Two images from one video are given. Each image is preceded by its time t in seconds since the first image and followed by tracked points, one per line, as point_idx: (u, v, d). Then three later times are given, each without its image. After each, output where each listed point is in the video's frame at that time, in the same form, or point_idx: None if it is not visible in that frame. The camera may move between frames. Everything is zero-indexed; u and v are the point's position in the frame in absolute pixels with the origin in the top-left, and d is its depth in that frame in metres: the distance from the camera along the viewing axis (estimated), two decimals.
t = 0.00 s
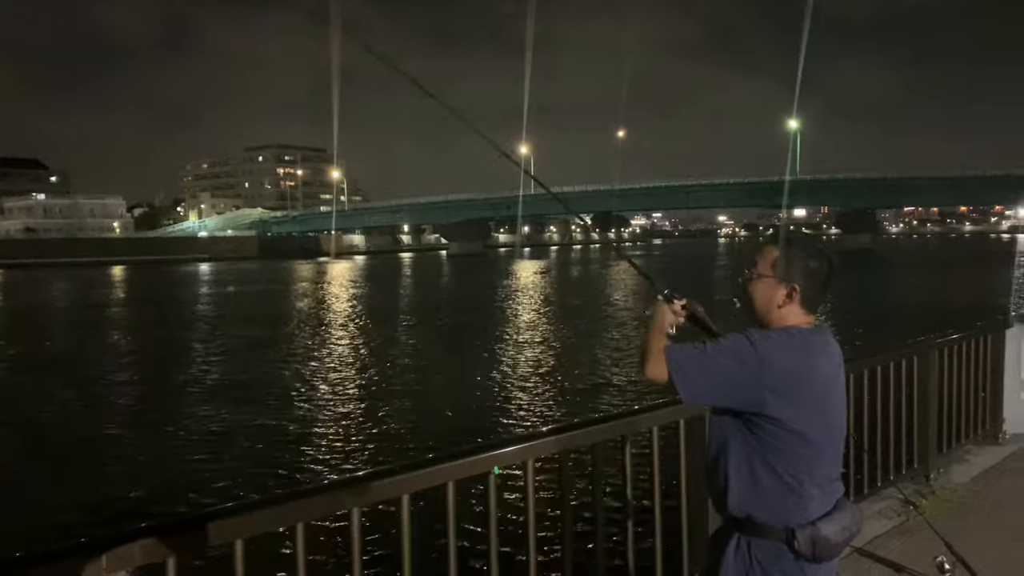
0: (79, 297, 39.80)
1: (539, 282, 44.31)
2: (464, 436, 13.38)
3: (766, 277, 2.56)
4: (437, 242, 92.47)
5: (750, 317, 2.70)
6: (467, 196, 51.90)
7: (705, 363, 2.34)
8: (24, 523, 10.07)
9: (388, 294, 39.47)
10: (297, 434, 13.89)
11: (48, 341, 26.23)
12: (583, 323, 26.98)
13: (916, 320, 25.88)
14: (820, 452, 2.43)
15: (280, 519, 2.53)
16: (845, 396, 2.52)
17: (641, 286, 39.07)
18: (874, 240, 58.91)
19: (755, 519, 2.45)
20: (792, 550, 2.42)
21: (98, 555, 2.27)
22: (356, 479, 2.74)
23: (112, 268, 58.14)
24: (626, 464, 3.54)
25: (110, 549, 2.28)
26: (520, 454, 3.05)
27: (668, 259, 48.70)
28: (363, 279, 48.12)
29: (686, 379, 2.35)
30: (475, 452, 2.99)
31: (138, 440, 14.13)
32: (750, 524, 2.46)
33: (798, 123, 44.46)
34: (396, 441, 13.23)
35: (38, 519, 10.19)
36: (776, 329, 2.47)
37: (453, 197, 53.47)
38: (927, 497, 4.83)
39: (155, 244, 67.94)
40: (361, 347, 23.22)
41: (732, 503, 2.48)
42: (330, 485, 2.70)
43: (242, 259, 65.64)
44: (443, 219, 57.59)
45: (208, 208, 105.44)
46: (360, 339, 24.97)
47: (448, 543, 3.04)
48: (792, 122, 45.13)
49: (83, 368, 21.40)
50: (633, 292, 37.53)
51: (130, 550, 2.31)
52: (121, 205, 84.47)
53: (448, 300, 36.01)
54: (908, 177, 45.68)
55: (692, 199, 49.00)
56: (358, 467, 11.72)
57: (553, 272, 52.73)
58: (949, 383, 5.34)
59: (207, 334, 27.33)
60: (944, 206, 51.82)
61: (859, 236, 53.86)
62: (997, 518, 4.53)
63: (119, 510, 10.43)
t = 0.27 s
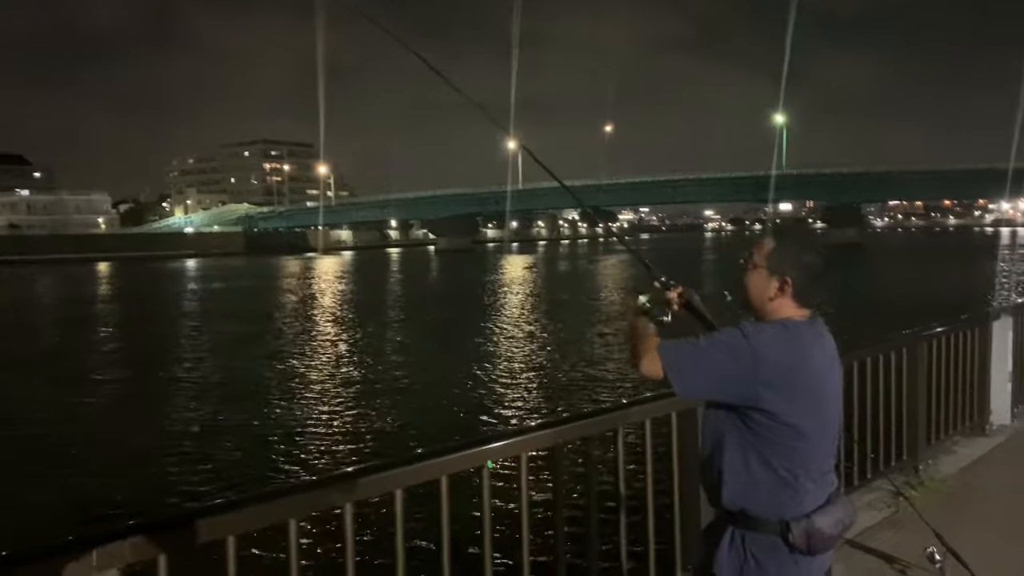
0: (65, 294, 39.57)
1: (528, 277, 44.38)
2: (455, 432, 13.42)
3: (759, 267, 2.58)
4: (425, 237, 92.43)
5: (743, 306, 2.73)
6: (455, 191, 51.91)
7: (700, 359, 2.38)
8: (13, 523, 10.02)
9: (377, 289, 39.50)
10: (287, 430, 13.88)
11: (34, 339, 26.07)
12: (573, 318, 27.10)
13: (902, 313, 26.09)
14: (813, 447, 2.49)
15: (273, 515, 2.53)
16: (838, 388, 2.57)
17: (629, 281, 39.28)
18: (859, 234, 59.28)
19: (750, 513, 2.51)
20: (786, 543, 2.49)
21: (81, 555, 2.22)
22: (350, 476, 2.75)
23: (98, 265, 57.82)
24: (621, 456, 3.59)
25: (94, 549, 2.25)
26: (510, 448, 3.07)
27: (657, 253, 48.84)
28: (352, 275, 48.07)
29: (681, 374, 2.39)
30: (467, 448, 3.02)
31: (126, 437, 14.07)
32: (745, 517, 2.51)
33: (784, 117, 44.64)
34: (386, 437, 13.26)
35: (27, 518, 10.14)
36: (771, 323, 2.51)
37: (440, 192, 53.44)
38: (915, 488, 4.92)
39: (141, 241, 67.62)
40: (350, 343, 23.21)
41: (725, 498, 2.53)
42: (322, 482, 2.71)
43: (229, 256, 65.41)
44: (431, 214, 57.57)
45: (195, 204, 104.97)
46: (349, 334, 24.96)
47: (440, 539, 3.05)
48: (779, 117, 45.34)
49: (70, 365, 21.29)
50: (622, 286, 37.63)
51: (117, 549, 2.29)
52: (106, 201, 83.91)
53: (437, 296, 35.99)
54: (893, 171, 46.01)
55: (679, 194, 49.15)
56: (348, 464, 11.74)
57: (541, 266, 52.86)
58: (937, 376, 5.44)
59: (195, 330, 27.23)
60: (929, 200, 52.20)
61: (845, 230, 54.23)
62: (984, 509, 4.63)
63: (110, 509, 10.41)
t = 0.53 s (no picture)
0: (53, 290, 39.37)
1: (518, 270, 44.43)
2: (447, 425, 13.41)
3: (754, 254, 2.57)
4: (415, 230, 92.27)
5: (739, 294, 2.72)
6: (444, 184, 51.82)
7: (695, 346, 2.37)
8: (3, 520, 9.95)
9: (367, 283, 39.45)
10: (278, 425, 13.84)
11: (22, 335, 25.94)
12: (564, 310, 27.10)
13: (892, 303, 26.20)
14: (809, 435, 2.49)
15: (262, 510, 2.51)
16: (834, 375, 2.57)
17: (619, 272, 39.33)
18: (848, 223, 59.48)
19: (746, 502, 2.50)
20: (783, 531, 2.47)
21: (68, 552, 2.22)
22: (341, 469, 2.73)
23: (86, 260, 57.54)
24: (614, 448, 3.59)
25: (82, 548, 2.23)
26: (503, 440, 3.06)
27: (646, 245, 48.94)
28: (341, 269, 47.99)
29: (675, 363, 2.38)
30: (460, 439, 3.00)
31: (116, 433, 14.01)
32: (741, 507, 2.50)
33: (773, 107, 44.74)
34: (378, 431, 13.23)
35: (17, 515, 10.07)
36: (766, 308, 2.50)
37: (430, 184, 53.33)
38: (910, 476, 4.93)
39: (129, 236, 67.31)
40: (341, 337, 23.16)
41: (720, 486, 2.53)
42: (314, 475, 2.69)
43: (218, 250, 65.17)
44: (420, 207, 57.48)
45: (183, 198, 104.49)
46: (339, 328, 24.90)
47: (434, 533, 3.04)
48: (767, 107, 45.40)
49: (59, 362, 21.18)
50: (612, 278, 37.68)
51: (104, 547, 2.27)
52: (94, 197, 83.50)
53: (427, 289, 35.96)
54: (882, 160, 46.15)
55: (668, 184, 49.21)
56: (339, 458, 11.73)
57: (531, 258, 52.85)
58: (930, 363, 5.45)
59: (185, 325, 27.14)
60: (916, 189, 52.39)
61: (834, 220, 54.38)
62: (979, 495, 4.64)
63: (103, 506, 10.37)
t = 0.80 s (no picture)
0: (53, 287, 39.37)
1: (518, 261, 44.37)
2: (448, 419, 13.39)
3: (747, 242, 2.52)
4: (415, 222, 92.15)
5: (733, 284, 2.67)
6: (442, 176, 51.71)
7: (686, 339, 2.32)
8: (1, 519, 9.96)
9: (367, 276, 39.42)
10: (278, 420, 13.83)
11: (23, 332, 25.98)
12: (564, 301, 27.05)
13: (892, 289, 26.15)
14: (810, 427, 2.43)
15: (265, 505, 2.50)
16: (836, 364, 2.52)
17: (619, 262, 39.27)
18: (849, 211, 59.34)
19: (745, 499, 2.44)
20: (784, 529, 2.42)
21: (79, 545, 2.23)
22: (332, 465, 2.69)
23: (85, 257, 57.52)
24: (613, 443, 3.55)
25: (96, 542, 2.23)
26: (500, 435, 3.03)
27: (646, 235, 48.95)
28: (341, 262, 47.95)
29: (665, 357, 2.33)
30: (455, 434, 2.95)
31: (117, 430, 14.01)
32: (739, 504, 2.45)
33: (771, 95, 44.64)
34: (377, 425, 13.20)
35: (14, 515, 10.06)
36: (761, 297, 2.45)
37: (429, 177, 53.22)
38: (914, 465, 4.90)
39: (128, 232, 67.26)
40: (341, 331, 23.14)
41: (718, 483, 2.48)
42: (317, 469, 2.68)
43: (217, 245, 65.14)
44: (420, 200, 57.39)
45: (182, 193, 104.40)
46: (339, 322, 24.87)
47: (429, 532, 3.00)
48: (766, 95, 45.23)
49: (58, 358, 21.20)
50: (612, 268, 37.66)
51: (114, 544, 2.26)
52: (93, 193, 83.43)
53: (427, 281, 35.94)
54: (882, 146, 45.98)
55: (668, 173, 49.08)
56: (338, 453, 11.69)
57: (531, 250, 52.80)
58: (933, 351, 5.40)
59: (184, 321, 27.17)
60: (917, 176, 52.22)
61: (835, 207, 54.21)
62: (983, 485, 4.61)
63: (103, 504, 10.36)
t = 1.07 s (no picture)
0: (68, 285, 39.65)
1: (531, 254, 44.29)
2: (460, 414, 13.37)
3: (754, 240, 2.47)
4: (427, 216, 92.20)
5: (741, 283, 2.62)
6: (454, 170, 51.63)
7: (689, 344, 2.27)
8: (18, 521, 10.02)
9: (379, 271, 39.46)
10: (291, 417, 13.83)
11: (39, 331, 26.18)
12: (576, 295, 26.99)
13: (908, 279, 25.95)
14: (821, 434, 2.37)
15: (287, 505, 2.44)
16: (847, 367, 2.46)
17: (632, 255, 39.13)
18: (864, 200, 58.84)
19: (755, 508, 2.40)
20: (796, 540, 2.37)
21: (110, 544, 2.14)
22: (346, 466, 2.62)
23: (101, 254, 57.91)
24: (621, 444, 3.50)
25: (129, 541, 2.15)
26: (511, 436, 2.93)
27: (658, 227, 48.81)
28: (354, 258, 48.03)
29: (669, 361, 2.27)
30: (466, 435, 2.87)
31: (133, 428, 14.08)
32: (747, 514, 2.41)
33: (784, 85, 44.35)
34: (390, 422, 13.19)
35: (30, 516, 10.13)
36: (769, 297, 2.39)
37: (440, 171, 53.17)
38: (932, 462, 4.83)
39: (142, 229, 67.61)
40: (354, 327, 23.18)
41: (726, 492, 2.43)
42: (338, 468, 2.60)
43: (231, 242, 65.45)
44: (432, 194, 57.37)
45: (196, 190, 104.86)
46: (352, 318, 24.90)
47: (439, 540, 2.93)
48: (779, 84, 44.88)
49: (74, 356, 21.34)
50: (625, 260, 37.54)
51: (145, 543, 2.17)
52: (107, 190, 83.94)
53: (439, 275, 35.98)
54: (897, 135, 45.53)
55: (680, 165, 48.80)
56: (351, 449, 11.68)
57: (543, 243, 52.70)
58: (952, 344, 5.32)
59: (198, 317, 27.28)
60: (933, 164, 51.71)
61: (849, 197, 53.76)
62: (1003, 481, 4.54)
63: (119, 504, 10.41)
